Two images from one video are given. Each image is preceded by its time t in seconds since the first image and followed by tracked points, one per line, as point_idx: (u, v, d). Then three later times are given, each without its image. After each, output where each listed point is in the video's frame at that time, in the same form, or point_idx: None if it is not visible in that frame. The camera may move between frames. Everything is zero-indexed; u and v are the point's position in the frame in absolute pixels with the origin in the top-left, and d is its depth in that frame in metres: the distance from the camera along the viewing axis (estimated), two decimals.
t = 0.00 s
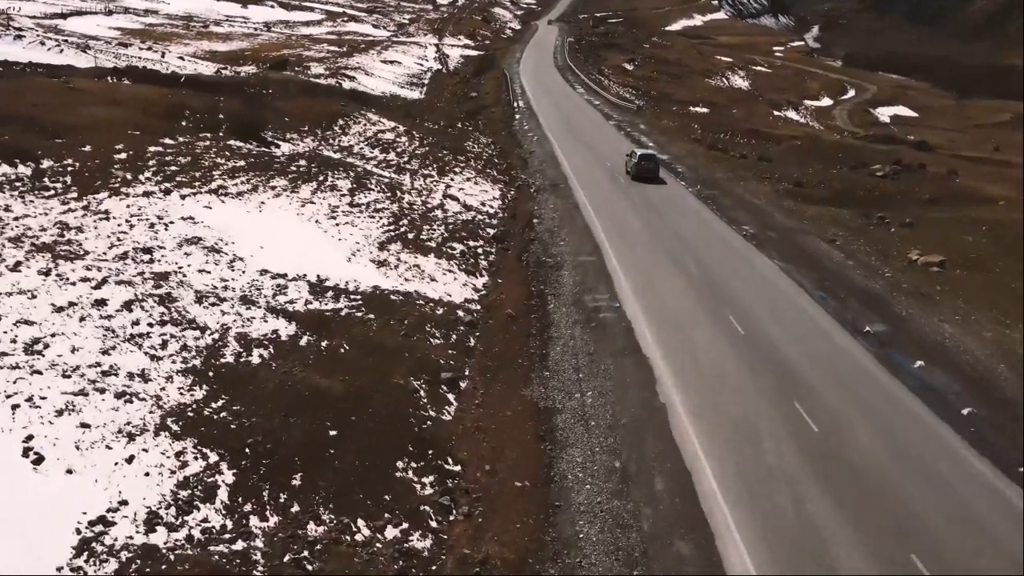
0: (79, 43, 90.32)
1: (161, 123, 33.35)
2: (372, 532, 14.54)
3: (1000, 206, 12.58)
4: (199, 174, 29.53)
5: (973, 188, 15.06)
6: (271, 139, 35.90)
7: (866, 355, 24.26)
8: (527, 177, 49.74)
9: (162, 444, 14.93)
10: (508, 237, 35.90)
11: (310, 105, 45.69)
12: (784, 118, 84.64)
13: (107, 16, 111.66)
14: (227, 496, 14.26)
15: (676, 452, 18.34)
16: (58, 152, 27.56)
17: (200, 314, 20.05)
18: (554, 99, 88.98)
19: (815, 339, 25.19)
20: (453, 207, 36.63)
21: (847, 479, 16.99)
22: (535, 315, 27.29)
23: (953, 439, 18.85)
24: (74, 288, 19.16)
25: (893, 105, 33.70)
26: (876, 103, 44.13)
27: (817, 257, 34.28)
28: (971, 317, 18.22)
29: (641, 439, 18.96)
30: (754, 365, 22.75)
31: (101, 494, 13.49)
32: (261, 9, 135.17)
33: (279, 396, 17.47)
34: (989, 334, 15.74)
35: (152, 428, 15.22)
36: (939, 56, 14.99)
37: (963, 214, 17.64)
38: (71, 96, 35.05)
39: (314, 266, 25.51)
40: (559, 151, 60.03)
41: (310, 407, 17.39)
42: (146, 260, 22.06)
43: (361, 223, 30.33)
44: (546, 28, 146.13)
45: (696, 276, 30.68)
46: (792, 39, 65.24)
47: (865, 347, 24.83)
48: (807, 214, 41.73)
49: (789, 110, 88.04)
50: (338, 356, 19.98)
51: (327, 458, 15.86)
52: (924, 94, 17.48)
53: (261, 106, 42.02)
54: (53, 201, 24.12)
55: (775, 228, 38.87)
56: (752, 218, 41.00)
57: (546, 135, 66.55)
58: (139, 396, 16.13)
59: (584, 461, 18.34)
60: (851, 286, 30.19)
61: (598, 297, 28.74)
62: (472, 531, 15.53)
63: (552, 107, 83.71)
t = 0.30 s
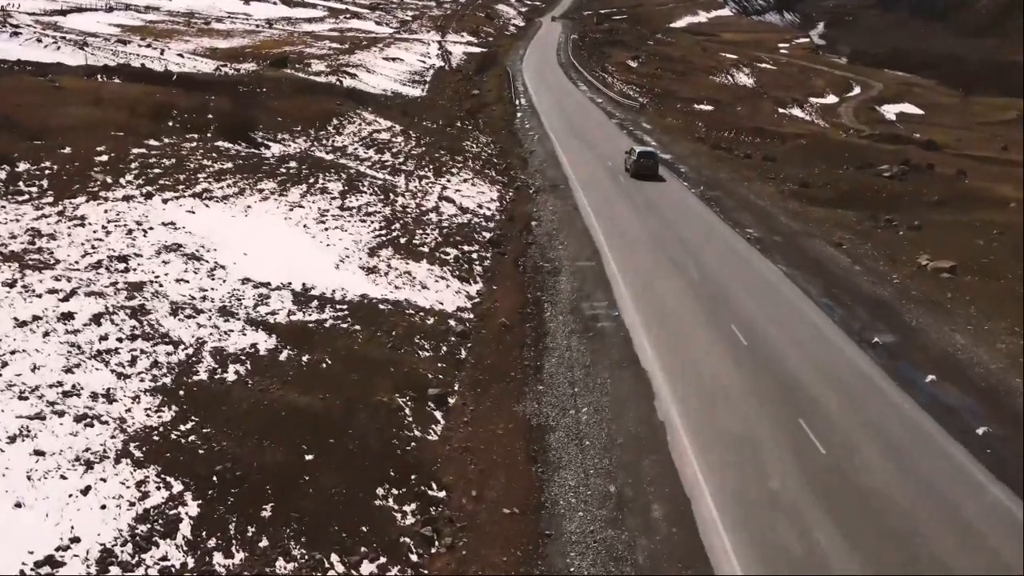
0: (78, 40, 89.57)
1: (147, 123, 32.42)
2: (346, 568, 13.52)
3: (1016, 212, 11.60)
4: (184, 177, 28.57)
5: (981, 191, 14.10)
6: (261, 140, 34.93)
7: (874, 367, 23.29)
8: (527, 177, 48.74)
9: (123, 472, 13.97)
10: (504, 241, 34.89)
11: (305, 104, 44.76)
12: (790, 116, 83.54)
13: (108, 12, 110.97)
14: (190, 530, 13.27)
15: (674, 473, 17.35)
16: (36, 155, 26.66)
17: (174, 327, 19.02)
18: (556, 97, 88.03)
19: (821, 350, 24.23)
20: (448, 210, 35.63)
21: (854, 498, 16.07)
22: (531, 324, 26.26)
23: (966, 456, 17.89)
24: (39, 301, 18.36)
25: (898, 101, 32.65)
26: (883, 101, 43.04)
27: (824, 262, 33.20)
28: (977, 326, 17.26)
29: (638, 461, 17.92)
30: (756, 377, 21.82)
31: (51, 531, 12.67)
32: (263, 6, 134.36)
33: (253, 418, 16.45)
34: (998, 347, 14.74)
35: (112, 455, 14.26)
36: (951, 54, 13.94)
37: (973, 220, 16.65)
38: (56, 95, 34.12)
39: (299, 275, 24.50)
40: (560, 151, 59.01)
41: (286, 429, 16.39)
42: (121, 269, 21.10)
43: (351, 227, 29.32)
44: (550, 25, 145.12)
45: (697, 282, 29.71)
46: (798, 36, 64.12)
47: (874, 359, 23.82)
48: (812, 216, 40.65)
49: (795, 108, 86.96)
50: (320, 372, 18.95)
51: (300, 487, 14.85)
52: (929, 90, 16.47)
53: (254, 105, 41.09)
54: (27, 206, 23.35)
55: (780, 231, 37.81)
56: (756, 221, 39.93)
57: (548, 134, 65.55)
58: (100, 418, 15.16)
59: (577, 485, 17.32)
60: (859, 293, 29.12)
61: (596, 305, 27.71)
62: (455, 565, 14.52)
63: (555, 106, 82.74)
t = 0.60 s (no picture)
0: (75, 38, 88.63)
1: (132, 125, 31.44)
2: None
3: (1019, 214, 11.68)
4: (167, 181, 27.57)
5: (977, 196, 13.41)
6: (250, 142, 33.94)
7: (881, 383, 22.34)
8: (527, 179, 47.75)
9: (75, 506, 13.21)
10: (500, 246, 33.86)
11: (298, 105, 43.75)
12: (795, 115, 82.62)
13: (107, 10, 110.03)
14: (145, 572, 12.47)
15: (670, 500, 16.39)
16: (11, 160, 25.72)
17: (145, 343, 18.01)
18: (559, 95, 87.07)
19: (824, 364, 23.30)
20: (443, 214, 34.63)
21: (861, 528, 15.25)
22: (525, 336, 25.25)
23: (978, 483, 16.98)
24: None
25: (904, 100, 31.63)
26: (889, 100, 41.97)
27: (830, 269, 32.13)
28: (985, 340, 16.24)
29: (634, 489, 16.94)
30: (757, 393, 20.91)
31: None
32: (264, 3, 133.39)
33: (222, 443, 15.49)
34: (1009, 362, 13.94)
35: (66, 489, 13.47)
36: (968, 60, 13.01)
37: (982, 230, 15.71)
38: (38, 96, 33.17)
39: (282, 285, 23.48)
40: (561, 151, 57.99)
41: (258, 456, 15.41)
42: (92, 281, 20.12)
43: (340, 234, 28.30)
44: (553, 23, 144.18)
45: (698, 291, 28.76)
46: (802, 34, 62.99)
47: (882, 375, 22.82)
48: (818, 219, 39.58)
49: (799, 107, 86.12)
50: (298, 391, 17.96)
51: (269, 522, 13.91)
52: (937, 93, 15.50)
53: (244, 107, 40.09)
54: None
55: (784, 236, 36.82)
56: (760, 225, 38.87)
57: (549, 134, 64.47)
58: (55, 447, 14.28)
59: (569, 513, 16.33)
60: (866, 302, 28.09)
61: (594, 315, 26.69)
62: None
63: (557, 105, 81.73)
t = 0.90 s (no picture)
0: (74, 38, 87.83)
1: (115, 129, 30.49)
2: None
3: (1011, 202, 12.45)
4: (148, 188, 26.61)
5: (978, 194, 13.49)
6: (238, 146, 32.97)
7: (889, 403, 21.38)
8: (526, 183, 46.77)
9: (20, 547, 12.65)
10: (496, 254, 32.86)
11: (292, 107, 42.79)
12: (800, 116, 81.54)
13: (108, 10, 109.25)
14: None
15: (667, 538, 15.47)
16: None
17: (111, 363, 17.05)
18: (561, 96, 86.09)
19: (828, 383, 22.36)
20: (437, 221, 33.64)
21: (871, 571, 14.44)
22: (519, 351, 24.23)
23: (993, 518, 16.02)
24: None
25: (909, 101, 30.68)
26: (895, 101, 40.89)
27: (836, 278, 31.06)
28: (1000, 358, 15.31)
29: (629, 523, 15.97)
30: (757, 415, 19.96)
31: None
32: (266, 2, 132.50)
33: (187, 474, 14.56)
34: None
35: (11, 529, 12.84)
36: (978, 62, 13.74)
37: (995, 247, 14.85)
38: (20, 98, 32.24)
39: (264, 298, 22.49)
40: (561, 154, 56.98)
41: (224, 489, 14.46)
42: (60, 296, 19.19)
43: (328, 242, 27.30)
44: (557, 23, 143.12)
45: (697, 303, 27.80)
46: (807, 34, 61.88)
47: (891, 394, 21.81)
48: (823, 225, 38.52)
49: (804, 107, 85.09)
50: (274, 415, 16.97)
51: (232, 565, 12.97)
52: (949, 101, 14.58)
53: (235, 109, 39.14)
54: None
55: (789, 243, 35.77)
56: (764, 232, 37.83)
57: (550, 136, 63.43)
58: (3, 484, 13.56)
59: (559, 549, 15.32)
60: (875, 313, 27.02)
61: (591, 328, 25.66)
62: None
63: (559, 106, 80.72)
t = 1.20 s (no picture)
0: (72, 38, 86.91)
1: (97, 133, 29.55)
2: None
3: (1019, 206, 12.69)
4: (127, 194, 25.63)
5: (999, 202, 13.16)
6: (225, 150, 31.99)
7: (897, 420, 20.51)
8: (524, 186, 45.74)
9: None
10: (491, 262, 31.85)
11: (285, 109, 41.81)
12: (805, 117, 80.51)
13: (107, 10, 108.40)
14: None
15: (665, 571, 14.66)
16: None
17: (73, 386, 16.14)
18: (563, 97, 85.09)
19: (834, 398, 21.44)
20: (430, 227, 32.63)
21: None
22: (511, 366, 23.20)
23: (1010, 549, 15.11)
24: None
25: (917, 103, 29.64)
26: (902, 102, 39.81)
27: (843, 287, 29.98)
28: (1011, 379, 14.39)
29: (623, 562, 15.01)
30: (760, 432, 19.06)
31: None
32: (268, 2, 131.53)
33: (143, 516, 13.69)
34: None
35: None
36: (985, 61, 13.97)
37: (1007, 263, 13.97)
38: None
39: (244, 312, 21.48)
40: (562, 156, 55.92)
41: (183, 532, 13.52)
42: (24, 314, 18.29)
43: (315, 251, 26.29)
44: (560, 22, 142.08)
45: (698, 312, 26.86)
46: (812, 33, 60.75)
47: (902, 413, 20.84)
48: (829, 230, 37.43)
49: (808, 108, 84.07)
50: (245, 442, 15.95)
51: None
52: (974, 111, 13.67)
53: (226, 112, 38.19)
54: None
55: (795, 250, 34.70)
56: (768, 238, 36.77)
57: (551, 138, 62.37)
58: None
59: None
60: (884, 325, 25.94)
61: (587, 341, 24.62)
62: None
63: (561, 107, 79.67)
